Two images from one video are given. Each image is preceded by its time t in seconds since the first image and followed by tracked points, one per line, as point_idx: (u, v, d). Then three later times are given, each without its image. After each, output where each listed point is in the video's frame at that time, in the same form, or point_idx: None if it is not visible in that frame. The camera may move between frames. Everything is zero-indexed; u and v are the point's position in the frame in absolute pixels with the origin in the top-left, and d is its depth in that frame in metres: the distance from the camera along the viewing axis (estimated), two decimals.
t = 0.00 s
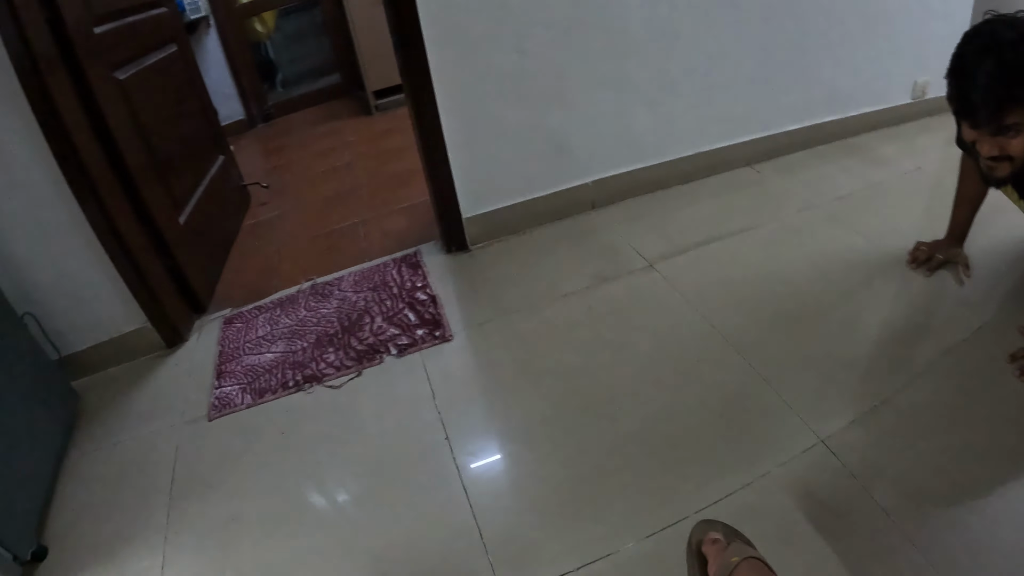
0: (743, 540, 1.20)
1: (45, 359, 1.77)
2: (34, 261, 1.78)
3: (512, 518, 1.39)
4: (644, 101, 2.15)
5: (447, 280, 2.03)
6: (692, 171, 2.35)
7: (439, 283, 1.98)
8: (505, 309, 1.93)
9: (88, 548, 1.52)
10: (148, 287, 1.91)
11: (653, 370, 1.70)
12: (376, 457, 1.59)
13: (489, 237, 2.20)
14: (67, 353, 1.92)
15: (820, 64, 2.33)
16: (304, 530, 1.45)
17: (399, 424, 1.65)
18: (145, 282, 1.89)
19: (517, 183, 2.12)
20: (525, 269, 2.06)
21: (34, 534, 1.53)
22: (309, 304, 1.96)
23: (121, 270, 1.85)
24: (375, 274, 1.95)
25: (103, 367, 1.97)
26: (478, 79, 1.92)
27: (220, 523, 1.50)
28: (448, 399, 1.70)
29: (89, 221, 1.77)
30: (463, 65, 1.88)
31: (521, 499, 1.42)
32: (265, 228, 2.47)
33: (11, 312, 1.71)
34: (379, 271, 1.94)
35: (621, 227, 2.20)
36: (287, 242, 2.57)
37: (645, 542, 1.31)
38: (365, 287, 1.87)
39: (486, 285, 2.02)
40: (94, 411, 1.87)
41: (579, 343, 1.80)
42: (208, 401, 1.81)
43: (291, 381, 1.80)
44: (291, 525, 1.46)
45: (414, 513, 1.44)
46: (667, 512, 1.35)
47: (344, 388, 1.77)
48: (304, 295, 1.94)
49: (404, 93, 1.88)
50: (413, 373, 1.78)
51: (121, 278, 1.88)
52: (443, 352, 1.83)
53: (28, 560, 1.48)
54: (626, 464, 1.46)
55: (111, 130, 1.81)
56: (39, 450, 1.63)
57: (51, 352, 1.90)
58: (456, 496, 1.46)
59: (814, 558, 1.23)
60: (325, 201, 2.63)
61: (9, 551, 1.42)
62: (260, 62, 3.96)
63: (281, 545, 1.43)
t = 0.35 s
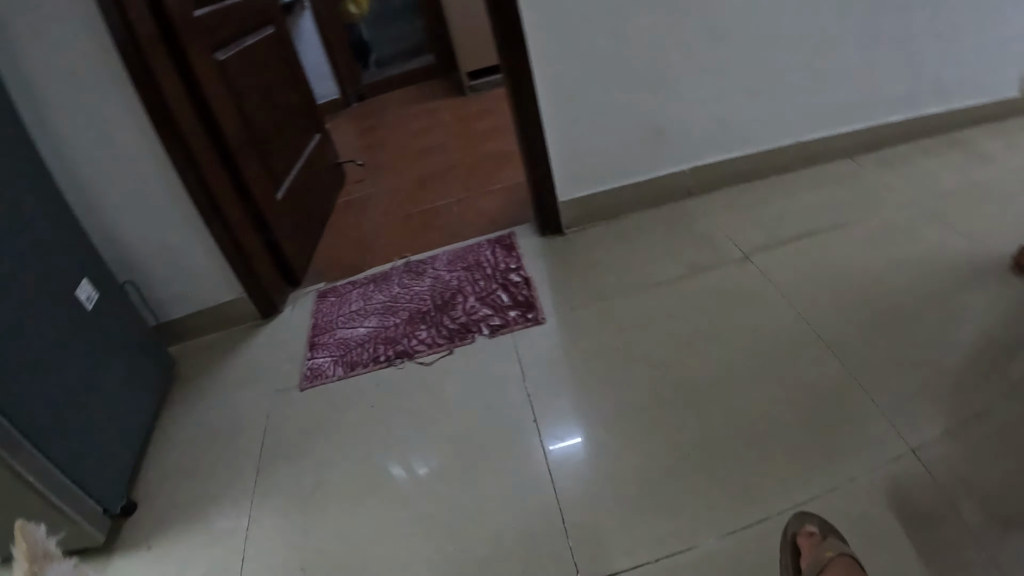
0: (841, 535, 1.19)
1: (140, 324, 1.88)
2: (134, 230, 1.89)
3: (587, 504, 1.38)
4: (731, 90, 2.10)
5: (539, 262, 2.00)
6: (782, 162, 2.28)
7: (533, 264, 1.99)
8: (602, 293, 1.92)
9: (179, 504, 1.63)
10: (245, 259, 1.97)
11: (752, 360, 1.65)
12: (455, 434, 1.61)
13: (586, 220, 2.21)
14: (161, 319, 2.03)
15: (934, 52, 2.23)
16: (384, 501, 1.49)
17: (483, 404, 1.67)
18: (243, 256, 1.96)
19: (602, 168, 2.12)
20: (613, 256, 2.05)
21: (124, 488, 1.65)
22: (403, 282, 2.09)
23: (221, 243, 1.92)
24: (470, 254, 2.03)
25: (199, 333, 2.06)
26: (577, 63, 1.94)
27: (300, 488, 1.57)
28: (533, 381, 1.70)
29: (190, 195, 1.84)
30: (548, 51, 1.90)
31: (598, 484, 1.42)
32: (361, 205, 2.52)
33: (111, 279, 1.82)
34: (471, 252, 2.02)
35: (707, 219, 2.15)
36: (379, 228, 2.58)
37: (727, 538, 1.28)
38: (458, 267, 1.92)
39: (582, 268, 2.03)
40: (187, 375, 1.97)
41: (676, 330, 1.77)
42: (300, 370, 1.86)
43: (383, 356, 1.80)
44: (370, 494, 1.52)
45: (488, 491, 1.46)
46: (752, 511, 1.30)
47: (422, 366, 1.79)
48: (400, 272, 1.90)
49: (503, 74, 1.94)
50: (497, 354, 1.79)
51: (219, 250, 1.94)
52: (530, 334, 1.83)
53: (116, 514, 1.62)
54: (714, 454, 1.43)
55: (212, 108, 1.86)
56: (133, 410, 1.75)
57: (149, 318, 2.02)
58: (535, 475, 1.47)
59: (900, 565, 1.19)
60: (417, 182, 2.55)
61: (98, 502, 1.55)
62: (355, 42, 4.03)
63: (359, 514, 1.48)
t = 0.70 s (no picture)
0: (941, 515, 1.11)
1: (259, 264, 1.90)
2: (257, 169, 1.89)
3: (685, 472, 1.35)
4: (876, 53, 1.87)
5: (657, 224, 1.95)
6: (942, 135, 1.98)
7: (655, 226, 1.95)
8: (720, 260, 1.83)
9: (283, 437, 1.67)
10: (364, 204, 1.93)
11: (904, 344, 1.47)
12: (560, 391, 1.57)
13: (710, 184, 2.10)
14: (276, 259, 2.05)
15: None
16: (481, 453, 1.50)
17: (593, 368, 1.61)
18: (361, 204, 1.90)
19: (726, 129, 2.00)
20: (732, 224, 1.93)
21: (235, 417, 1.72)
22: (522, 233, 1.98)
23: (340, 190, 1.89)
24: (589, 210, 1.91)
25: (308, 274, 2.05)
26: (709, 19, 1.84)
27: (398, 432, 1.58)
28: (648, 347, 1.63)
29: (313, 141, 1.82)
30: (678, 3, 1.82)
31: (707, 456, 1.37)
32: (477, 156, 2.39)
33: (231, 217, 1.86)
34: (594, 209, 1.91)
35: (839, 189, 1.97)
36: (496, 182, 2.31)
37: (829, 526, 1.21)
38: (578, 222, 1.85)
39: (699, 231, 1.93)
40: (294, 313, 1.98)
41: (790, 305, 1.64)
42: (413, 315, 1.83)
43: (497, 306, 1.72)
44: (467, 446, 1.52)
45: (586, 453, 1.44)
46: (867, 495, 1.23)
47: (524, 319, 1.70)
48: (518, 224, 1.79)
49: (632, 29, 1.88)
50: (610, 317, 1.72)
51: (339, 195, 1.91)
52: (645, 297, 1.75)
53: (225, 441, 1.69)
54: (836, 437, 1.33)
55: (333, 50, 1.81)
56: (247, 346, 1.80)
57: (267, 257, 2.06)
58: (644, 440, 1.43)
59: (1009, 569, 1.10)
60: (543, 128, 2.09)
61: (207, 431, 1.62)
62: None
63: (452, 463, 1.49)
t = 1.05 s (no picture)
0: None
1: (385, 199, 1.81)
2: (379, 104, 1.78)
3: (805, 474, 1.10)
4: None
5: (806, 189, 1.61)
6: None
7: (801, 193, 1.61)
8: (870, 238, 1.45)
9: (396, 375, 1.60)
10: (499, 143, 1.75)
11: None
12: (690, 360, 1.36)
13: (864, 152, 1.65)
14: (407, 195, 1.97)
15: None
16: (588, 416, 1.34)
17: (720, 326, 1.40)
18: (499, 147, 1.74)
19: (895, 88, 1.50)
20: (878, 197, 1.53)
21: (349, 349, 1.67)
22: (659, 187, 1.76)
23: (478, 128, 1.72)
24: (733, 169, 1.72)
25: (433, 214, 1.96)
26: None
27: (513, 381, 1.45)
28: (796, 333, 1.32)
29: (450, 76, 1.64)
30: None
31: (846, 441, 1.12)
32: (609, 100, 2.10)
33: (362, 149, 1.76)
34: (737, 168, 1.72)
35: None
36: (635, 135, 2.01)
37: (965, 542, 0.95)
38: (720, 179, 1.71)
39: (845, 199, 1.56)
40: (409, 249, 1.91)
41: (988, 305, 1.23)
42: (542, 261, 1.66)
43: (632, 260, 1.57)
44: (582, 408, 1.35)
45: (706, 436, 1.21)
46: None
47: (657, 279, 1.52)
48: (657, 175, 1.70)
49: None
50: (746, 286, 1.45)
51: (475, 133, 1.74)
52: (789, 276, 1.44)
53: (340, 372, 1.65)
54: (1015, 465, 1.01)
55: None
56: (368, 282, 1.72)
57: (396, 191, 1.97)
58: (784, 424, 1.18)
59: None
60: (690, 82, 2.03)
61: (323, 360, 1.57)
62: None
63: (556, 423, 1.35)
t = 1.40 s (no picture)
0: None
1: (438, 172, 1.75)
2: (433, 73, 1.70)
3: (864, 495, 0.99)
4: None
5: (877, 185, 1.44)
6: None
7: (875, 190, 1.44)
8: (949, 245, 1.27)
9: (438, 355, 1.55)
10: (558, 121, 1.66)
11: None
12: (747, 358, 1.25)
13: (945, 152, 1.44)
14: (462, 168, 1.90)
15: None
16: (632, 411, 1.25)
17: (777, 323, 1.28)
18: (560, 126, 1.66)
19: (990, 78, 1.30)
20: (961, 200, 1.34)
21: (392, 324, 1.62)
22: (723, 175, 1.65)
23: (537, 106, 1.63)
24: (802, 159, 1.57)
25: (485, 189, 1.91)
26: None
27: (561, 369, 1.38)
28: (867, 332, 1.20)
29: (513, 53, 1.55)
30: None
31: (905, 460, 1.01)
32: (671, 83, 1.98)
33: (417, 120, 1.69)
34: (806, 160, 1.56)
35: None
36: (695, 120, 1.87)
37: None
38: (788, 169, 1.56)
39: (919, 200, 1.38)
40: (461, 225, 1.87)
41: None
42: (598, 245, 1.57)
43: (691, 249, 1.46)
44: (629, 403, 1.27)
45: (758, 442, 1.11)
46: None
47: (717, 270, 1.42)
48: (721, 163, 1.60)
49: None
50: (808, 285, 1.32)
51: (533, 111, 1.66)
52: (853, 274, 1.30)
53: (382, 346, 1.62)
54: None
55: None
56: (414, 257, 1.67)
57: (448, 164, 1.91)
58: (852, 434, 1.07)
59: None
60: (756, 65, 1.91)
61: (364, 334, 1.53)
62: None
63: (600, 416, 1.27)
